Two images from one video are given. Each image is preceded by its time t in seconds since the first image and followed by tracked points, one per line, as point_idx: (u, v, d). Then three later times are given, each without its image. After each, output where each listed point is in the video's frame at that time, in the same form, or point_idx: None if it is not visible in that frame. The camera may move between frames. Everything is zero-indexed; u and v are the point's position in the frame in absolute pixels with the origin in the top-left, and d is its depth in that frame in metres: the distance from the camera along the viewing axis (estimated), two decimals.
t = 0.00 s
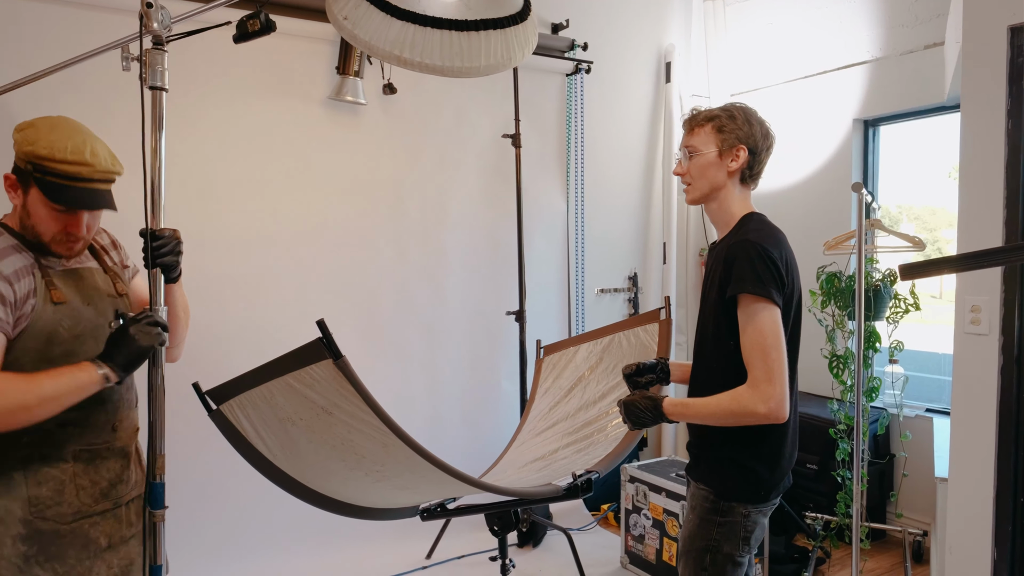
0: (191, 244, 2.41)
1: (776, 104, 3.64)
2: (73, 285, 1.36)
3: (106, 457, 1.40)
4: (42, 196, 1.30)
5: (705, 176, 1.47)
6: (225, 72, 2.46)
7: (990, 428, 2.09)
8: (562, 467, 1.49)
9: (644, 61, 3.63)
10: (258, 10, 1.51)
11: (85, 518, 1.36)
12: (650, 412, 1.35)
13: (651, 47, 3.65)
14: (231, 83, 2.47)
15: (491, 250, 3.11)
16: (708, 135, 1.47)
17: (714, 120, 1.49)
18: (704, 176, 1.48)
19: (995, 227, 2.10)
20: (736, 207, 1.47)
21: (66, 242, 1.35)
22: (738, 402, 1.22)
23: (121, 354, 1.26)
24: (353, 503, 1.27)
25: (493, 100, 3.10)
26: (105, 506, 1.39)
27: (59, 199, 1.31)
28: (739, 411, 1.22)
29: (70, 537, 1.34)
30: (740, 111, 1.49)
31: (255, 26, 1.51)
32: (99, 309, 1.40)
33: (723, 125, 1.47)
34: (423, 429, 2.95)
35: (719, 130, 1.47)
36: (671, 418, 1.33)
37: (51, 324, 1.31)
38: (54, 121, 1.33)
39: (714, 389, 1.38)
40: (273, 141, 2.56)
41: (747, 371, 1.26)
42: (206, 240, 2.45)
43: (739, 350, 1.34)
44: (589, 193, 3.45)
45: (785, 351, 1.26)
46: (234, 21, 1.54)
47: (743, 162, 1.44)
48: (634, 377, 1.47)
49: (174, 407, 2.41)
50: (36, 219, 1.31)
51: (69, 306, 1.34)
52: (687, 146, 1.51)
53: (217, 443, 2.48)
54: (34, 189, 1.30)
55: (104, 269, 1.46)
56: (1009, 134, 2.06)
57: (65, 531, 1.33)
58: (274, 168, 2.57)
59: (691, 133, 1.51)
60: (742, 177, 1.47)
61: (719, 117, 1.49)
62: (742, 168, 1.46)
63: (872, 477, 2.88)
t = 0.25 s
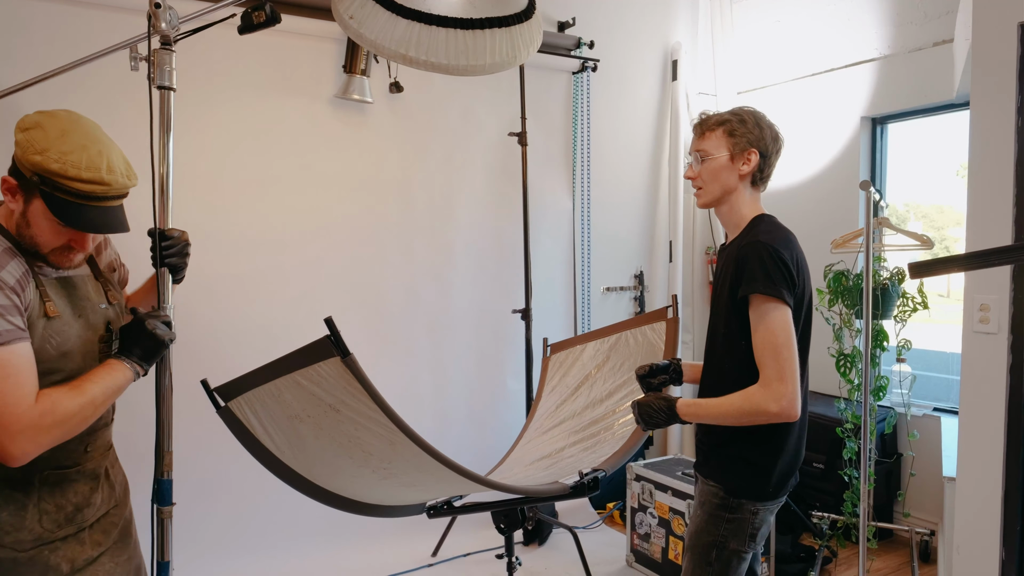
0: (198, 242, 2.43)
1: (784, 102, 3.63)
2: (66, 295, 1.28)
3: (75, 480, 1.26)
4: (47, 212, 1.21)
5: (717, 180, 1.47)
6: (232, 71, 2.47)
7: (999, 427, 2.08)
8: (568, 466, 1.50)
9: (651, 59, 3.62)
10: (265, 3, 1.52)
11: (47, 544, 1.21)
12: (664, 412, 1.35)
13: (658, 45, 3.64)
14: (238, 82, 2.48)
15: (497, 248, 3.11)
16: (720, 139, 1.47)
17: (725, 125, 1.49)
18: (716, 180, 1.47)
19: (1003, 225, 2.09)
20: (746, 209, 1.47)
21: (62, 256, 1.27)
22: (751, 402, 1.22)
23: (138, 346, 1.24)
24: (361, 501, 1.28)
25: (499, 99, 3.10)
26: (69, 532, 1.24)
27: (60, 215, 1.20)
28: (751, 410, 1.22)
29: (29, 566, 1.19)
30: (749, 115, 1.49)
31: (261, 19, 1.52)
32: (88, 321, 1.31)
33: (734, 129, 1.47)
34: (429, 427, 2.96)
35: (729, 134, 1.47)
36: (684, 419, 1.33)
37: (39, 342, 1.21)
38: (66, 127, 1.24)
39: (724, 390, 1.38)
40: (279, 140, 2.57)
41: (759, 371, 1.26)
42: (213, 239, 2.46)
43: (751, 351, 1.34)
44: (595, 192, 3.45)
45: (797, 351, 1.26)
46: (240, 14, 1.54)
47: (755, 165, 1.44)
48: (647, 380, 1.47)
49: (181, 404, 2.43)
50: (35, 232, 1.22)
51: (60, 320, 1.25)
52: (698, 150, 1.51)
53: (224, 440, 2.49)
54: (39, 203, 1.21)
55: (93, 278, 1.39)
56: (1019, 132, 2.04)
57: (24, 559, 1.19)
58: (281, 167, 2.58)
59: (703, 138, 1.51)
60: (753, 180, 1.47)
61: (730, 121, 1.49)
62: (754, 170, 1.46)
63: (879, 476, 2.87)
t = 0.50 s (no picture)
0: (207, 241, 2.45)
1: (791, 102, 3.62)
2: (79, 283, 1.16)
3: (83, 473, 1.16)
4: (77, 200, 1.09)
5: (727, 183, 1.47)
6: (241, 71, 2.49)
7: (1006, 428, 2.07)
8: (574, 462, 1.50)
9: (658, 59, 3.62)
10: (276, 11, 1.56)
11: (56, 540, 1.11)
12: (675, 411, 1.37)
13: (665, 45, 3.64)
14: (247, 82, 2.50)
15: (503, 247, 3.12)
16: (728, 144, 1.48)
17: (732, 129, 1.49)
18: (726, 184, 1.48)
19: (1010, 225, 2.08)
20: (755, 211, 1.47)
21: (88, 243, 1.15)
22: (762, 400, 1.23)
23: (161, 334, 1.23)
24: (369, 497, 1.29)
25: (506, 98, 3.11)
26: (82, 526, 1.14)
27: (95, 204, 1.08)
28: (763, 409, 1.23)
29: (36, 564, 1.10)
30: (756, 119, 1.50)
31: (272, 25, 1.56)
32: (104, 314, 1.20)
33: (743, 134, 1.47)
34: (436, 425, 2.97)
35: (737, 138, 1.47)
36: (694, 416, 1.34)
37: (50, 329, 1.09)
38: (96, 109, 1.11)
39: (734, 389, 1.39)
40: (288, 139, 2.59)
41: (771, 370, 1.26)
42: (222, 237, 2.48)
43: (762, 351, 1.34)
44: (602, 191, 3.46)
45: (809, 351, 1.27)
46: (251, 20, 1.59)
47: (763, 169, 1.45)
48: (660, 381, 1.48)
49: (191, 401, 2.45)
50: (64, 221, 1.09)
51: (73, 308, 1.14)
52: (706, 156, 1.52)
53: (233, 437, 2.52)
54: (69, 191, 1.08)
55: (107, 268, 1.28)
56: None
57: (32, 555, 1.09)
58: (290, 166, 2.60)
59: (710, 143, 1.52)
60: (762, 183, 1.47)
61: (735, 126, 1.49)
62: (762, 173, 1.46)
63: (887, 476, 2.86)
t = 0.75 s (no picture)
0: (230, 242, 2.52)
1: (809, 104, 3.60)
2: (124, 275, 1.16)
3: (146, 459, 1.15)
4: (141, 186, 1.09)
5: (742, 189, 1.49)
6: (264, 76, 2.55)
7: None
8: (587, 464, 1.52)
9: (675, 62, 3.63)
10: (299, 18, 1.61)
11: (137, 523, 1.09)
12: (690, 412, 1.38)
13: (682, 48, 3.65)
14: (270, 87, 2.57)
15: (520, 250, 3.15)
16: (742, 151, 1.49)
17: (746, 136, 1.51)
18: (741, 189, 1.49)
19: None
20: (770, 216, 1.48)
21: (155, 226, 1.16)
22: (780, 401, 1.25)
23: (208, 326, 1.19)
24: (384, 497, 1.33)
25: (522, 102, 3.14)
26: (158, 506, 1.12)
27: (159, 185, 1.09)
28: (783, 410, 1.25)
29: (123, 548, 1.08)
30: (769, 125, 1.51)
31: (295, 32, 1.60)
32: (150, 306, 1.20)
33: (756, 140, 1.49)
34: (453, 426, 3.01)
35: (751, 145, 1.49)
36: (710, 417, 1.35)
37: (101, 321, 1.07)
38: (122, 96, 1.11)
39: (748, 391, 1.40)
40: (309, 143, 2.65)
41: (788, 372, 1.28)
42: (245, 239, 2.55)
43: (777, 353, 1.36)
44: (619, 194, 3.47)
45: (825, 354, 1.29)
46: (274, 27, 1.63)
47: (777, 174, 1.46)
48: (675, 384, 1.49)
49: (214, 400, 2.52)
50: (132, 210, 1.10)
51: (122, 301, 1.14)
52: (720, 162, 1.53)
53: (254, 435, 2.58)
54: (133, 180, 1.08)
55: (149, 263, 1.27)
56: None
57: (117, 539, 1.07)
58: (310, 169, 2.66)
59: (724, 149, 1.53)
60: (776, 188, 1.49)
61: (748, 133, 1.51)
62: (777, 179, 1.48)
63: (906, 481, 2.84)
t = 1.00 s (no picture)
0: (231, 247, 2.55)
1: (803, 113, 3.64)
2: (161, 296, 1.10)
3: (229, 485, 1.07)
4: (181, 171, 0.99)
5: (732, 198, 1.52)
6: (265, 84, 2.59)
7: (1010, 439, 2.08)
8: (577, 467, 1.56)
9: (671, 71, 3.67)
10: (296, 28, 1.65)
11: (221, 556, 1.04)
12: (680, 413, 1.41)
13: (679, 57, 3.70)
14: (270, 95, 2.61)
15: (517, 256, 3.19)
16: (735, 159, 1.53)
17: (738, 146, 1.54)
18: (731, 198, 1.53)
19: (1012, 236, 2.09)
20: (758, 224, 1.51)
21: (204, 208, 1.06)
22: (766, 404, 1.28)
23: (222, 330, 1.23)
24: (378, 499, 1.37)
25: (520, 110, 3.18)
26: (234, 539, 1.07)
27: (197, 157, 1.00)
28: (770, 413, 1.28)
29: None
30: (760, 137, 1.55)
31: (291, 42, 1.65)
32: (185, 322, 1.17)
33: (747, 151, 1.53)
34: (450, 430, 3.04)
35: (742, 155, 1.52)
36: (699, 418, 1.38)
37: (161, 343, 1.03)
38: (109, 109, 0.96)
39: (736, 395, 1.43)
40: (309, 150, 2.69)
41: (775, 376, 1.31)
42: (245, 244, 2.58)
43: (766, 358, 1.39)
44: (615, 201, 3.51)
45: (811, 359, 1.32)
46: (272, 38, 1.68)
47: (767, 184, 1.50)
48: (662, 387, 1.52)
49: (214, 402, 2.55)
50: (190, 201, 1.00)
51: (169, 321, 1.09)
52: (712, 170, 1.56)
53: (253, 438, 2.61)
54: (174, 168, 0.98)
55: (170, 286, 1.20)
56: None
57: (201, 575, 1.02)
58: (310, 175, 2.70)
59: (716, 158, 1.57)
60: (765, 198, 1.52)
61: (741, 143, 1.54)
62: (766, 189, 1.51)
63: (898, 486, 2.86)
